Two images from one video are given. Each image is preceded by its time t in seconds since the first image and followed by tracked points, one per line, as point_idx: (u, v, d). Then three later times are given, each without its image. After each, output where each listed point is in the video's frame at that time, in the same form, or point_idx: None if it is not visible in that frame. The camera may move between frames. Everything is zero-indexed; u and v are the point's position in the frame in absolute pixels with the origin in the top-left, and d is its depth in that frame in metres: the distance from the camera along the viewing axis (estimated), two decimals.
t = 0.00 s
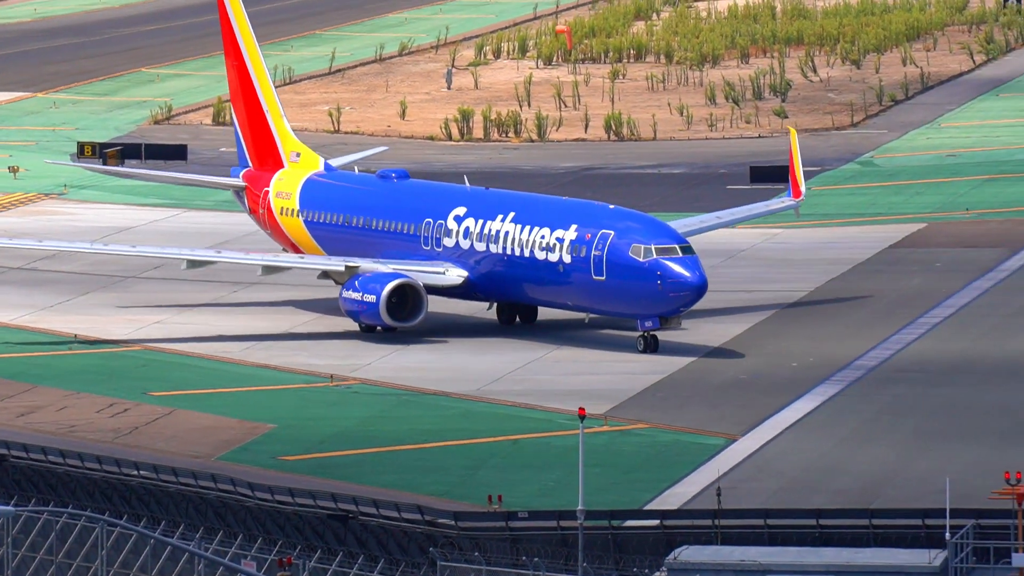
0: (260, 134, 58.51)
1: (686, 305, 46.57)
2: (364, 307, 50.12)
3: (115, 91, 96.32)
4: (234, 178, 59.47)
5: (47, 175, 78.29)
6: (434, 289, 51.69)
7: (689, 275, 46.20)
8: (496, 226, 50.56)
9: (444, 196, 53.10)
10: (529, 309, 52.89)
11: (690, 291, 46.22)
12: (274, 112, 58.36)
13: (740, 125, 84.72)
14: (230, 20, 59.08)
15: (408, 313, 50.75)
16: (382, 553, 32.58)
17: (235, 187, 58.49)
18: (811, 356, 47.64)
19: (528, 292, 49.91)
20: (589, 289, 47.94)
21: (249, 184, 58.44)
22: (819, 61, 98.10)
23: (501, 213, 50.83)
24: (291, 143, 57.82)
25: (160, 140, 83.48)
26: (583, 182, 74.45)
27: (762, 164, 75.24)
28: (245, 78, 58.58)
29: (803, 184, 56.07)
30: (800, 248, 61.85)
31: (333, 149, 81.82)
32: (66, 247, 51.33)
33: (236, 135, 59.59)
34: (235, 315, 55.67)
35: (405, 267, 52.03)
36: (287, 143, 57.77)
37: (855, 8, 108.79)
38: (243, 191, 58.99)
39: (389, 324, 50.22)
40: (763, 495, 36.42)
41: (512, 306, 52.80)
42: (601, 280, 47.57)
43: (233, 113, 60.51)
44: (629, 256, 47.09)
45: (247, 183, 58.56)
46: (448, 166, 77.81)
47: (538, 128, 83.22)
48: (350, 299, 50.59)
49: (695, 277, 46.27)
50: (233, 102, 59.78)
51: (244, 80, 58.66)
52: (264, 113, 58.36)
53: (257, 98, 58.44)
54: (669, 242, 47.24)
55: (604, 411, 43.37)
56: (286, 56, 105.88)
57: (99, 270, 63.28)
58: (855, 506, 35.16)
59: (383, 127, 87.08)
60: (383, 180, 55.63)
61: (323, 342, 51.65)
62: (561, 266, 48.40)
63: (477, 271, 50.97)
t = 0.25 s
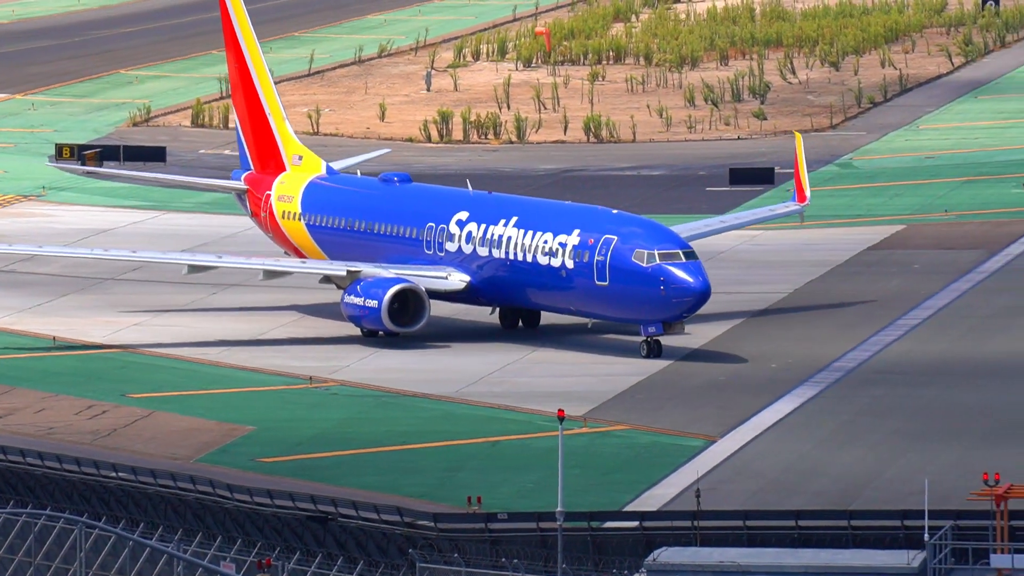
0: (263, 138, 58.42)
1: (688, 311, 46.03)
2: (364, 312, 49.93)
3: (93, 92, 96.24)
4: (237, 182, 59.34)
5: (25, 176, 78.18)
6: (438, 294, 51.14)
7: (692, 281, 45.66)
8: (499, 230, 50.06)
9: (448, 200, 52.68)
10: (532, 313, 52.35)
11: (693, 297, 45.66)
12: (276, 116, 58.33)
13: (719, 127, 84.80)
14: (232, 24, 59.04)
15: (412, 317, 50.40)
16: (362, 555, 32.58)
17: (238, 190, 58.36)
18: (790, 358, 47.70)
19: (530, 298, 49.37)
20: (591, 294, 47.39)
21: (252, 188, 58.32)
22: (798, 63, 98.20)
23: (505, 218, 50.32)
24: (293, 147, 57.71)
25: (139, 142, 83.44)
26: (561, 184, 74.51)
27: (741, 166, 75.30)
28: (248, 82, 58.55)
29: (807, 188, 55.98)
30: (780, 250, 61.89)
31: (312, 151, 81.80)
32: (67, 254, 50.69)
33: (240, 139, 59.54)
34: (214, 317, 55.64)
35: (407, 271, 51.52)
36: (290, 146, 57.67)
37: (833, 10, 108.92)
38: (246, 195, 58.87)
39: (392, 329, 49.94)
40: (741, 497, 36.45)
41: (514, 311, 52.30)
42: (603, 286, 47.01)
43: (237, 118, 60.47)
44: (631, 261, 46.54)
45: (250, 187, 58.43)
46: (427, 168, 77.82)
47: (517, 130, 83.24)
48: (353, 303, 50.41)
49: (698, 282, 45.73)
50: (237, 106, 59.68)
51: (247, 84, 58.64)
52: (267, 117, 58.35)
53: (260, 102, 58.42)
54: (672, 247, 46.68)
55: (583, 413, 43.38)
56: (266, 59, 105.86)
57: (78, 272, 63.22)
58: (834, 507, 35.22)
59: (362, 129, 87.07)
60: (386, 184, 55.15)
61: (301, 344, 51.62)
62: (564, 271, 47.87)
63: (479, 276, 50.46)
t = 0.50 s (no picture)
0: (262, 140, 57.93)
1: (689, 314, 45.56)
2: (363, 318, 49.46)
3: (68, 93, 96.09)
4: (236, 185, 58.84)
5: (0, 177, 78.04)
6: (437, 298, 50.62)
7: (692, 284, 45.21)
8: (498, 234, 49.59)
9: (448, 203, 52.19)
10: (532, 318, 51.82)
11: (693, 301, 45.20)
12: (276, 120, 57.86)
13: (695, 129, 84.84)
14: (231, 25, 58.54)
15: (411, 321, 49.97)
16: (338, 556, 32.51)
17: (236, 193, 57.86)
18: (767, 359, 47.67)
19: (530, 301, 48.88)
20: (591, 298, 46.93)
21: (251, 191, 57.83)
22: (773, 64, 98.28)
23: (504, 221, 49.84)
24: (293, 150, 57.21)
25: (114, 143, 83.33)
26: (538, 185, 74.51)
27: (717, 167, 75.33)
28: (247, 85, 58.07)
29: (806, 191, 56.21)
30: (757, 252, 61.88)
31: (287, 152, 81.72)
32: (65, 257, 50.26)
33: (238, 143, 59.04)
34: (189, 319, 55.56)
35: (406, 274, 50.99)
36: (289, 149, 57.15)
37: (809, 12, 109.00)
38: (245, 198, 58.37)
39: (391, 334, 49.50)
40: (718, 498, 36.42)
41: (514, 315, 51.72)
42: (604, 289, 46.55)
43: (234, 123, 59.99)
44: (631, 265, 46.09)
45: (248, 190, 57.94)
46: (403, 170, 77.76)
47: (494, 132, 83.22)
48: (351, 309, 49.95)
49: (699, 286, 45.26)
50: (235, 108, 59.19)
51: (246, 87, 58.16)
52: (267, 120, 57.87)
53: (259, 105, 57.95)
54: (672, 251, 46.23)
55: (559, 415, 43.35)
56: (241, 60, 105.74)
57: (52, 273, 63.11)
58: (811, 508, 35.20)
59: (339, 130, 87.00)
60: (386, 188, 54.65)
61: (277, 345, 51.55)
62: (563, 275, 47.41)
63: (478, 279, 49.95)
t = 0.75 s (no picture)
0: (253, 144, 57.42)
1: (682, 317, 45.37)
2: (358, 321, 48.85)
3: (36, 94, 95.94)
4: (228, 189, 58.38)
5: None
6: (428, 302, 50.26)
7: (685, 288, 45.02)
8: (491, 238, 49.40)
9: (440, 207, 51.89)
10: (525, 322, 51.46)
11: (686, 304, 45.01)
12: (267, 124, 57.27)
13: (664, 130, 84.88)
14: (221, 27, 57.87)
15: (401, 329, 49.51)
16: (307, 558, 32.45)
17: (227, 198, 57.42)
18: (736, 360, 47.74)
19: (523, 305, 48.68)
20: (585, 302, 46.72)
21: (242, 196, 57.37)
22: (742, 66, 98.33)
23: (497, 225, 49.62)
24: (285, 155, 56.71)
25: (83, 145, 83.24)
26: (506, 187, 74.54)
27: (686, 169, 75.41)
28: (238, 88, 57.41)
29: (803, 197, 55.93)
30: (726, 254, 61.97)
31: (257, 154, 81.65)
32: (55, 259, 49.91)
33: (229, 145, 58.48)
34: (157, 321, 55.53)
35: (397, 279, 50.68)
36: (282, 154, 56.68)
37: (777, 14, 109.11)
38: (237, 202, 57.93)
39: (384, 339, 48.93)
40: (686, 499, 36.50)
41: (507, 320, 51.30)
42: (597, 293, 46.37)
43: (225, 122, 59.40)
44: (624, 268, 45.93)
45: (240, 194, 57.48)
46: (371, 171, 77.76)
47: (463, 133, 83.24)
48: (343, 313, 49.34)
49: (691, 290, 45.06)
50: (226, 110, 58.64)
51: (237, 90, 57.50)
52: (258, 124, 57.28)
53: (251, 109, 57.32)
54: (665, 255, 46.03)
55: (528, 416, 43.39)
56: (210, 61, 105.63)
57: (20, 275, 63.06)
58: (778, 509, 35.29)
59: (308, 131, 86.96)
60: (379, 193, 54.34)
61: (246, 347, 51.52)
62: (557, 279, 47.21)
63: (471, 283, 49.68)
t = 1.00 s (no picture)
0: (240, 149, 57.07)
1: (670, 322, 44.99)
2: (344, 325, 48.39)
3: None
4: (214, 194, 57.95)
5: None
6: (416, 307, 49.78)
7: (673, 292, 44.63)
8: (479, 242, 48.93)
9: (427, 211, 51.52)
10: (514, 327, 50.90)
11: (675, 308, 44.67)
12: (255, 130, 56.94)
13: (628, 132, 84.94)
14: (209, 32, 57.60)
15: (389, 333, 48.98)
16: (271, 561, 32.38)
17: (214, 203, 56.99)
18: (700, 362, 47.76)
19: (510, 309, 48.23)
20: (572, 306, 46.29)
21: (229, 201, 56.96)
22: (706, 68, 98.50)
23: (484, 229, 49.23)
24: (272, 160, 56.37)
25: (46, 146, 83.11)
26: (470, 190, 74.51)
27: (650, 171, 75.46)
28: (225, 93, 57.10)
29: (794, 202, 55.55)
30: (690, 256, 62.00)
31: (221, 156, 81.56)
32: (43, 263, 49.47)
33: (216, 152, 58.14)
34: (120, 323, 55.45)
35: (384, 283, 50.25)
36: (270, 158, 56.36)
37: (741, 16, 109.21)
38: (223, 207, 57.50)
39: (371, 343, 48.42)
40: (650, 501, 36.53)
41: (496, 324, 50.70)
42: (585, 297, 45.89)
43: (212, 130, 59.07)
44: (612, 272, 45.46)
45: (227, 199, 57.06)
46: (334, 173, 77.72)
47: (427, 135, 83.22)
48: (331, 318, 48.88)
49: (680, 293, 44.70)
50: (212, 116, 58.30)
51: (225, 96, 57.20)
52: (246, 130, 56.95)
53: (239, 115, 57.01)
54: (654, 258, 45.61)
55: (492, 418, 43.38)
56: (173, 62, 105.52)
57: None
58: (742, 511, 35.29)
59: (271, 133, 86.90)
60: (365, 196, 53.86)
61: (210, 349, 51.44)
62: (544, 283, 46.76)
63: (458, 288, 49.23)
